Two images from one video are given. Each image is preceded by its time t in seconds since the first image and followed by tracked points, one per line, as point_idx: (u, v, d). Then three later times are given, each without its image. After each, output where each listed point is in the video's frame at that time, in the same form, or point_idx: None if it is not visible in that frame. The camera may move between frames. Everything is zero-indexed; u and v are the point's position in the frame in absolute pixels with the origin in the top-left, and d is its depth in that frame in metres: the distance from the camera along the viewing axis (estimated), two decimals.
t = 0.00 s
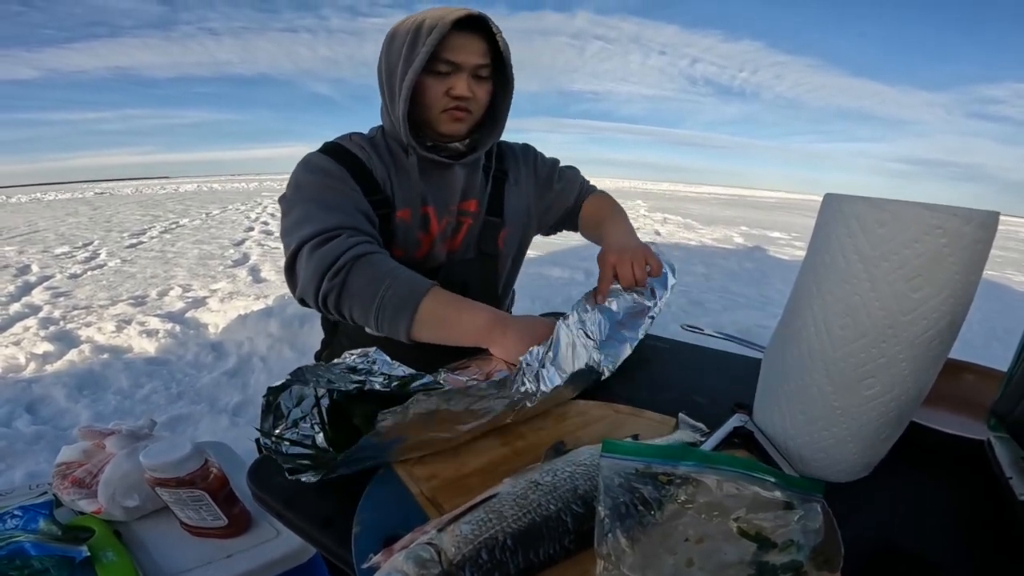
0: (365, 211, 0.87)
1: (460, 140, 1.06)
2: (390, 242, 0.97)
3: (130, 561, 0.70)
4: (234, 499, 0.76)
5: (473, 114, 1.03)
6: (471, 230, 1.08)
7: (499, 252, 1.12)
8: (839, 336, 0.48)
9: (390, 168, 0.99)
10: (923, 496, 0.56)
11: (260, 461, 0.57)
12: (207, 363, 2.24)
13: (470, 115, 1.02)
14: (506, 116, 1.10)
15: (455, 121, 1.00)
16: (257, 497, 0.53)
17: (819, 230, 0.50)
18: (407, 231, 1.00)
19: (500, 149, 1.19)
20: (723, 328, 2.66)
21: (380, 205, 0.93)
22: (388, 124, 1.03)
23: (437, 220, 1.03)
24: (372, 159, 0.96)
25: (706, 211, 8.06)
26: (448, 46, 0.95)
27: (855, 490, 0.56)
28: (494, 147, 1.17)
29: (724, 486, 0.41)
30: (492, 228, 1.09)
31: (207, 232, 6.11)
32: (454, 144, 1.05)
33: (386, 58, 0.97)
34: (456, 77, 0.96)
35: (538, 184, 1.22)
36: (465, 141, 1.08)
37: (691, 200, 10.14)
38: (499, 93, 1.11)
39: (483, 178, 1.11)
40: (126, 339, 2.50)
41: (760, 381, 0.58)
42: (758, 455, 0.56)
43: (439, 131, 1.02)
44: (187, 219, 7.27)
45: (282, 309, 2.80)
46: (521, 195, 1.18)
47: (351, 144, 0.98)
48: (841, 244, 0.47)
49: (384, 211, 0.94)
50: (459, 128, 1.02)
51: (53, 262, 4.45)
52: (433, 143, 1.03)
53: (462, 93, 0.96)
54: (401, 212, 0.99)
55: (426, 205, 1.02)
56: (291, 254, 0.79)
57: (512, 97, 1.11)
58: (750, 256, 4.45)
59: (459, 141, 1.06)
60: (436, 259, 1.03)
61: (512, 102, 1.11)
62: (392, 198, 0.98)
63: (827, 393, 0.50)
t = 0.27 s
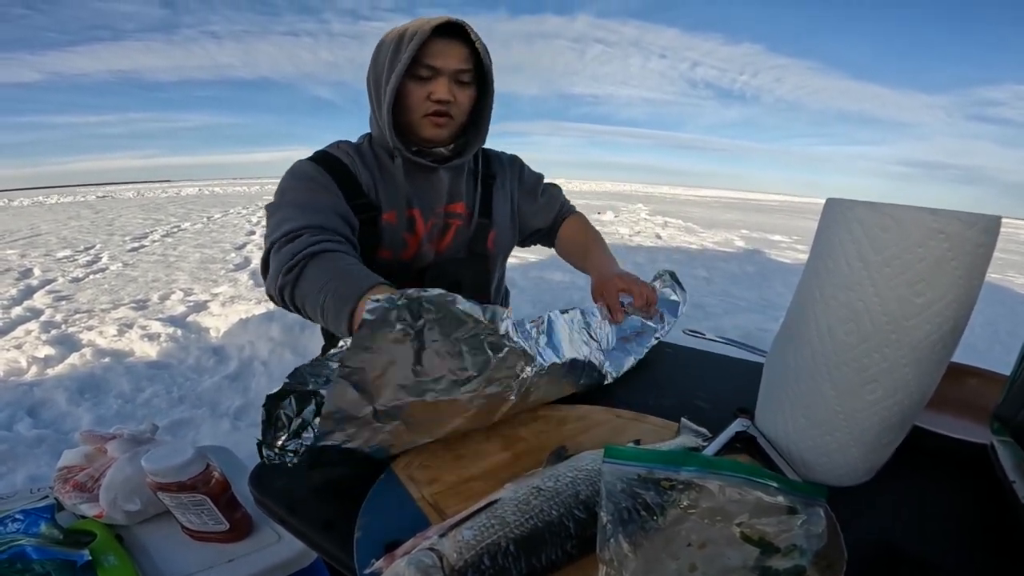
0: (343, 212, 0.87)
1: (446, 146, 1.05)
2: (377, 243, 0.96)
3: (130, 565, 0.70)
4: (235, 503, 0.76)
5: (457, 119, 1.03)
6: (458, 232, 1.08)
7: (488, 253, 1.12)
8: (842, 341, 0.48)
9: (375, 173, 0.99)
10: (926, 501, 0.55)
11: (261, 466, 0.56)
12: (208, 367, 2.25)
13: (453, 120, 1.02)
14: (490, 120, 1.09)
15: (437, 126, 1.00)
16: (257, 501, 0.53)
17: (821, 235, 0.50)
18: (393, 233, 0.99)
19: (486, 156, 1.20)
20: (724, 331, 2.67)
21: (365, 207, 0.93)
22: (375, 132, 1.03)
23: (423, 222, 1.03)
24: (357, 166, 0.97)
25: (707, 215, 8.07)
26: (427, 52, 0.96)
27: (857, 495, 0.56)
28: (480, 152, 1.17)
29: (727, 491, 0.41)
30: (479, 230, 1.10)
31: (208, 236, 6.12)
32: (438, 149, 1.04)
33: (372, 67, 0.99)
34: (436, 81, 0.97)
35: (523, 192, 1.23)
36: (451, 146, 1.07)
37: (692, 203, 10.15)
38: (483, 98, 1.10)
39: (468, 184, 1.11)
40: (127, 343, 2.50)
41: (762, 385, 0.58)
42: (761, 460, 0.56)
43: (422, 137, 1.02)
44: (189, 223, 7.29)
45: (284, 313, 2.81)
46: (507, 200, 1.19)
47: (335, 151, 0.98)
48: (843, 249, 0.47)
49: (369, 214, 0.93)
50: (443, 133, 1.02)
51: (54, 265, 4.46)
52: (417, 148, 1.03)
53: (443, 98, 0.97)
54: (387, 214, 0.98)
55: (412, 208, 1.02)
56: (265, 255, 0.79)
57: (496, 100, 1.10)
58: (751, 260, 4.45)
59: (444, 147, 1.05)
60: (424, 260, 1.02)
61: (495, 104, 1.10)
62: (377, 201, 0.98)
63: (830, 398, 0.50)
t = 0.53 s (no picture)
0: (320, 215, 0.84)
1: (432, 154, 1.06)
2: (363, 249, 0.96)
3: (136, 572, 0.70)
4: (240, 510, 0.76)
5: (444, 128, 1.03)
6: (446, 236, 1.07)
7: (478, 257, 1.11)
8: (846, 350, 0.48)
9: (360, 179, 1.00)
10: (931, 508, 0.55)
11: (267, 472, 0.57)
12: (211, 371, 2.25)
13: (439, 128, 1.02)
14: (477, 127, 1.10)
15: (424, 133, 1.01)
16: (263, 508, 0.54)
17: (825, 244, 0.50)
18: (380, 239, 0.99)
19: (472, 162, 1.21)
20: (725, 334, 2.67)
21: (350, 212, 0.93)
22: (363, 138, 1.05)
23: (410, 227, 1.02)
24: (344, 172, 0.98)
25: (708, 218, 8.07)
26: (416, 60, 0.97)
27: (862, 501, 0.56)
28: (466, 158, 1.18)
29: (732, 500, 0.42)
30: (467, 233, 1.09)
31: (209, 240, 6.13)
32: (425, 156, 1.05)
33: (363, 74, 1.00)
34: (424, 88, 0.98)
35: (512, 196, 1.24)
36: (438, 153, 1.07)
37: (693, 207, 10.16)
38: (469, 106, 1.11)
39: (456, 190, 1.11)
40: (130, 348, 2.50)
41: (765, 392, 0.58)
42: (764, 467, 0.56)
43: (408, 143, 1.02)
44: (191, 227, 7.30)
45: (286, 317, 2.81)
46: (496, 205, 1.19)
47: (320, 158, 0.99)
48: (847, 258, 0.47)
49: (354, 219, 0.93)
50: (430, 140, 1.02)
51: (56, 269, 4.47)
52: (403, 154, 1.04)
53: (431, 105, 0.98)
54: (374, 220, 0.98)
55: (399, 213, 1.01)
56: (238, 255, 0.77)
57: (481, 108, 1.11)
58: (752, 263, 4.45)
59: (430, 154, 1.05)
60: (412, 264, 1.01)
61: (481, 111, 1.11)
62: (362, 207, 0.98)
63: (833, 405, 0.51)
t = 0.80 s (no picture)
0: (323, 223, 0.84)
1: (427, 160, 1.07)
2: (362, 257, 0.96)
3: None
4: (245, 516, 0.77)
5: (440, 135, 1.04)
6: (444, 242, 1.07)
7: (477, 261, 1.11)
8: (849, 358, 0.49)
9: (357, 187, 0.99)
10: (935, 515, 0.56)
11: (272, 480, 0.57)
12: (213, 377, 2.26)
13: (436, 135, 1.03)
14: (473, 134, 1.11)
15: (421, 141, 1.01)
16: (268, 515, 0.54)
17: (828, 253, 0.50)
18: (380, 248, 0.99)
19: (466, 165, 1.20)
20: (727, 339, 2.68)
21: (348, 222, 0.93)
22: (356, 144, 1.04)
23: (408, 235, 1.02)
24: (341, 181, 0.97)
25: (709, 222, 8.09)
26: (416, 69, 0.97)
27: (865, 508, 0.56)
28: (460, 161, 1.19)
29: (737, 508, 0.42)
30: (465, 237, 1.10)
31: (211, 245, 6.15)
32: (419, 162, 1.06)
33: (358, 78, 0.99)
34: (425, 97, 0.98)
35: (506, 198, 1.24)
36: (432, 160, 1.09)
37: (694, 211, 10.17)
38: (466, 111, 1.12)
39: (450, 197, 1.12)
40: (133, 353, 2.51)
41: (769, 399, 0.59)
42: (767, 474, 0.56)
43: (405, 151, 1.03)
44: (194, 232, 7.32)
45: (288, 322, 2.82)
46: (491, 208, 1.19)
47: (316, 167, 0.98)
48: (850, 266, 0.48)
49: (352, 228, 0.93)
50: (427, 147, 1.03)
51: (59, 274, 4.48)
52: (399, 162, 1.05)
53: (431, 114, 0.98)
54: (371, 229, 0.98)
55: (396, 221, 1.01)
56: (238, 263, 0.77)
57: (478, 114, 1.12)
58: (754, 267, 4.46)
59: (425, 161, 1.08)
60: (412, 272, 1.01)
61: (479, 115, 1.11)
62: (361, 216, 0.97)
63: (836, 413, 0.51)
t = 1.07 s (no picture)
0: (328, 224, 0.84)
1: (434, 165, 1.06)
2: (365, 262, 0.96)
3: None
4: (247, 520, 0.76)
5: (448, 140, 1.04)
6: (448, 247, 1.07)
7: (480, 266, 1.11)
8: (855, 362, 0.48)
9: (362, 192, 1.00)
10: (943, 519, 0.55)
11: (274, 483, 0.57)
12: (215, 380, 2.26)
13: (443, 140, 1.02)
14: (479, 138, 1.10)
15: (429, 145, 1.01)
16: (270, 519, 0.54)
17: (834, 257, 0.50)
18: (384, 254, 0.99)
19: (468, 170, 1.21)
20: (729, 342, 2.68)
21: (353, 227, 0.93)
22: (360, 147, 1.04)
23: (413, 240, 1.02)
24: (346, 186, 0.97)
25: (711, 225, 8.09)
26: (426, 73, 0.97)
27: (873, 512, 0.55)
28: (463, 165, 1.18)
29: (744, 513, 0.42)
30: (468, 241, 1.09)
31: (214, 248, 6.16)
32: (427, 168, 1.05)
33: (366, 80, 0.98)
34: (434, 103, 0.98)
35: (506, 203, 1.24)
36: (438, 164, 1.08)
37: (696, 214, 10.17)
38: (471, 115, 1.11)
39: (453, 201, 1.12)
40: (135, 356, 2.51)
41: (774, 403, 0.58)
42: (773, 478, 0.56)
43: (413, 156, 1.03)
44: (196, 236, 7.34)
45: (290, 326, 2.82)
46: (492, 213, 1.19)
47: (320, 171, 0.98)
48: (857, 270, 0.47)
49: (356, 233, 0.93)
50: (435, 152, 1.03)
51: (62, 277, 4.49)
52: (405, 166, 1.04)
53: (439, 120, 0.98)
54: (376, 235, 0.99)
55: (400, 226, 1.01)
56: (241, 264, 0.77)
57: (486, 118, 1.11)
58: (756, 271, 4.46)
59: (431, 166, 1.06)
60: (417, 277, 1.01)
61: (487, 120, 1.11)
62: (365, 223, 0.98)
63: (843, 417, 0.50)
